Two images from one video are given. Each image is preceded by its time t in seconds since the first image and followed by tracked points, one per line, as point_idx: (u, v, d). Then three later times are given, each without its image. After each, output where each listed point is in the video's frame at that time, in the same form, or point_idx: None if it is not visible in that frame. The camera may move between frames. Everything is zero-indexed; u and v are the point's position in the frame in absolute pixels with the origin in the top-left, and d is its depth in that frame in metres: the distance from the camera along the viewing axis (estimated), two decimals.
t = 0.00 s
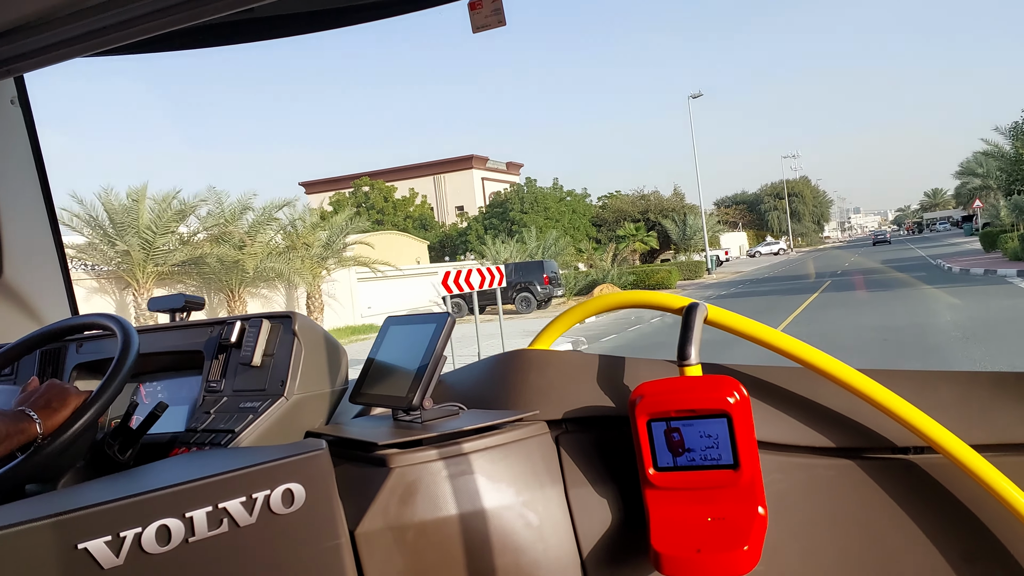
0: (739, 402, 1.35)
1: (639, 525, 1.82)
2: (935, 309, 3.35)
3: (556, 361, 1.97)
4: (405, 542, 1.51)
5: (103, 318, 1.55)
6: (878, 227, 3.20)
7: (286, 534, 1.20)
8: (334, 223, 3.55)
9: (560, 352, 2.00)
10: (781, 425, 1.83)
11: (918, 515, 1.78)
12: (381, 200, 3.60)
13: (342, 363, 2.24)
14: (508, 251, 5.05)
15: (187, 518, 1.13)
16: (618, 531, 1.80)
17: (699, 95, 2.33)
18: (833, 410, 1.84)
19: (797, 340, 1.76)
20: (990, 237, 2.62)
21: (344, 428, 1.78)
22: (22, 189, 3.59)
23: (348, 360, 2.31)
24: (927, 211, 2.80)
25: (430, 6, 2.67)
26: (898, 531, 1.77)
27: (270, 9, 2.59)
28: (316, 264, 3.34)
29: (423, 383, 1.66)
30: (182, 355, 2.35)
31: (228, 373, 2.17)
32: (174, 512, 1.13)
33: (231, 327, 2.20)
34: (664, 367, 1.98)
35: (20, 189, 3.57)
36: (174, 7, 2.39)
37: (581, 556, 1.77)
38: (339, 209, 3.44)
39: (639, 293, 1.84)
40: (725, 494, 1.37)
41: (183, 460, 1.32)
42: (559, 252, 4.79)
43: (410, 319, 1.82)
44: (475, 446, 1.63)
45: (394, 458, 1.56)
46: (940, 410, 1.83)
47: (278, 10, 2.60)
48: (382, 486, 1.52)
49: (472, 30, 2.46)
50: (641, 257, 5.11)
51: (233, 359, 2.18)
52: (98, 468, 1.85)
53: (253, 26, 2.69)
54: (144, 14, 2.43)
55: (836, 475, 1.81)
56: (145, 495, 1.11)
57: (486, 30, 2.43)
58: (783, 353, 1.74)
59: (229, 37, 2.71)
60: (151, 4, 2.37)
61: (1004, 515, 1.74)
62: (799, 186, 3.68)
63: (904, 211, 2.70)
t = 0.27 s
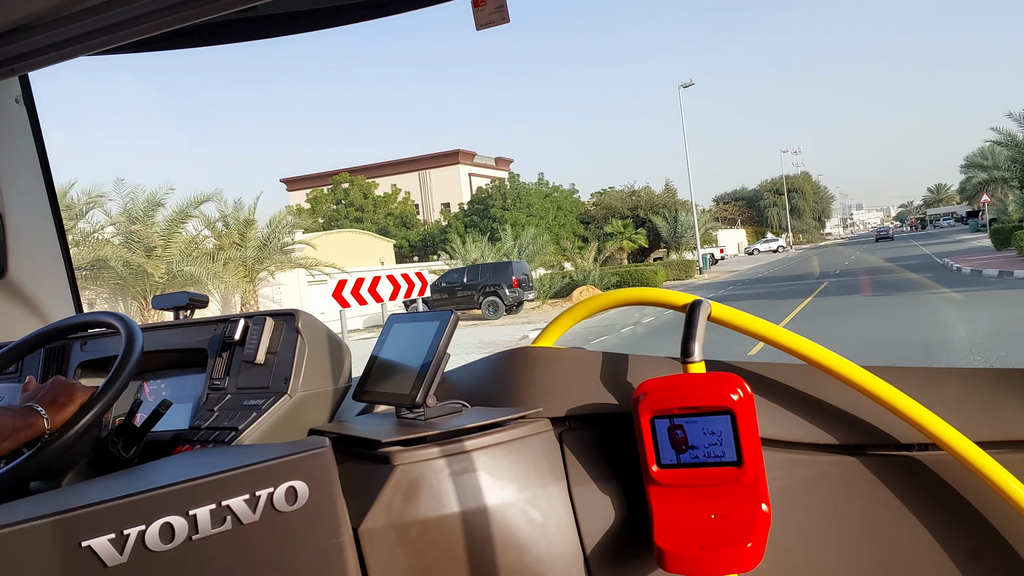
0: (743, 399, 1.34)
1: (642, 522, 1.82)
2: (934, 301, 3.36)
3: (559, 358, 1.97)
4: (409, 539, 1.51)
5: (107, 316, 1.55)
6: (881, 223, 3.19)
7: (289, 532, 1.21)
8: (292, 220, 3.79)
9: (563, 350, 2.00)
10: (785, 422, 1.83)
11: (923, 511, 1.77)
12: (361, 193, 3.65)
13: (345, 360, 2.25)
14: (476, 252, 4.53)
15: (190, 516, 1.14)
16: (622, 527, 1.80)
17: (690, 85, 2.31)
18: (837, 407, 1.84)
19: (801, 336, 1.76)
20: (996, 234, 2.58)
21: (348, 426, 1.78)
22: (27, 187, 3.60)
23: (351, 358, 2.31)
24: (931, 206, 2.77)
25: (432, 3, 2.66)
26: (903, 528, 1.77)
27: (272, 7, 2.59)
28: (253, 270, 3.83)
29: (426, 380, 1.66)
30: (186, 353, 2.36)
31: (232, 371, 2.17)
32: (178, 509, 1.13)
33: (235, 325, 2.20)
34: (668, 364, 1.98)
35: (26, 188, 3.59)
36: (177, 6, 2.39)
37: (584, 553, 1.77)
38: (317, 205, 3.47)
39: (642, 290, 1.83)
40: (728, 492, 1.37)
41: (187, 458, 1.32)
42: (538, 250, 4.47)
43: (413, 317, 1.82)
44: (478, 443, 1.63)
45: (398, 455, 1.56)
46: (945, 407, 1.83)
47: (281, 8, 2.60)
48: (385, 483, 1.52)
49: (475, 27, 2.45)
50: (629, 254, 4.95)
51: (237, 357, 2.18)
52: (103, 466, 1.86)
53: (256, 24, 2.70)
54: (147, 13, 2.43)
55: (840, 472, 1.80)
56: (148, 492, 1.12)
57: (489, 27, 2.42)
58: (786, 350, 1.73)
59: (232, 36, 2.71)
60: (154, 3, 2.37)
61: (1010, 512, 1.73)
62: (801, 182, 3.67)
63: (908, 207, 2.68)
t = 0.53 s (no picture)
0: (744, 399, 1.34)
1: (644, 522, 1.82)
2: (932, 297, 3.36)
3: (561, 359, 1.97)
4: (411, 540, 1.51)
5: (109, 319, 1.56)
6: (881, 220, 3.19)
7: (291, 534, 1.21)
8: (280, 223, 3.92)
9: (565, 349, 2.01)
10: (787, 421, 1.83)
11: (925, 510, 1.77)
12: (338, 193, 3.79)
13: (346, 362, 2.25)
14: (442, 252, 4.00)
15: (194, 518, 1.14)
16: (624, 528, 1.80)
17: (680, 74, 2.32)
18: (839, 406, 1.84)
19: (803, 335, 1.76)
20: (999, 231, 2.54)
21: (350, 428, 1.78)
22: (28, 190, 3.61)
23: (352, 359, 2.32)
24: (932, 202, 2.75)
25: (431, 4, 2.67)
26: (905, 526, 1.77)
27: (272, 9, 2.59)
28: (188, 267, 3.95)
29: (428, 381, 1.66)
30: (188, 355, 2.36)
31: (234, 373, 2.17)
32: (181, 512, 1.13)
33: (237, 327, 2.20)
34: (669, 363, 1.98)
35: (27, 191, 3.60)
36: (178, 9, 2.40)
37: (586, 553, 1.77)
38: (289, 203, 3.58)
39: (644, 290, 1.84)
40: (730, 491, 1.37)
41: (190, 461, 1.33)
42: (509, 249, 4.38)
43: (414, 318, 1.82)
44: (479, 444, 1.63)
45: (400, 456, 1.56)
46: (947, 405, 1.82)
47: (280, 10, 2.60)
48: (387, 485, 1.53)
49: (475, 27, 2.45)
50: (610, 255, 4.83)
51: (239, 359, 2.18)
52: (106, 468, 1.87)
53: (255, 26, 2.70)
54: (148, 16, 2.44)
55: (842, 471, 1.80)
56: (151, 495, 1.12)
57: (489, 28, 2.43)
58: (788, 349, 1.73)
59: (231, 38, 2.72)
60: (155, 5, 2.38)
61: (1012, 510, 1.73)
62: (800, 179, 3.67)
63: (909, 204, 2.67)
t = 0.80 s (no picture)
0: (745, 394, 1.35)
1: (648, 518, 1.83)
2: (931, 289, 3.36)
3: (563, 357, 1.98)
4: (416, 539, 1.52)
5: (111, 323, 1.56)
6: (881, 215, 3.19)
7: (297, 534, 1.22)
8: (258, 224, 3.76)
9: (567, 348, 2.01)
10: (789, 416, 1.83)
11: (928, 502, 1.77)
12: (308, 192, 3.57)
13: (349, 364, 2.26)
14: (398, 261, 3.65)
15: (200, 520, 1.15)
16: (627, 524, 1.81)
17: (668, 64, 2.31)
18: (841, 400, 1.84)
19: (803, 330, 1.76)
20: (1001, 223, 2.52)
21: (354, 428, 1.79)
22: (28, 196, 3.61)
23: (354, 360, 2.32)
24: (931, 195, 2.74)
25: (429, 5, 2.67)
26: (908, 519, 1.78)
27: (270, 12, 2.60)
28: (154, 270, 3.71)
29: (431, 381, 1.67)
30: (191, 358, 2.37)
31: (238, 376, 2.18)
32: (187, 514, 1.14)
33: (239, 329, 2.21)
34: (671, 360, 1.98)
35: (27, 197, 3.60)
36: (176, 12, 2.40)
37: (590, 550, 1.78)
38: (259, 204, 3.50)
39: (644, 286, 1.84)
40: (733, 486, 1.37)
41: (195, 462, 1.33)
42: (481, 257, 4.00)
43: (416, 318, 1.83)
44: (482, 443, 1.64)
45: (404, 456, 1.57)
46: (949, 397, 1.83)
47: (278, 12, 2.60)
48: (391, 485, 1.53)
49: (472, 27, 2.46)
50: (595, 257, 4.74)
51: (242, 361, 2.19)
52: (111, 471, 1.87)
53: (253, 29, 2.70)
54: (147, 20, 2.45)
55: (846, 464, 1.81)
56: (157, 498, 1.13)
57: (487, 28, 2.43)
58: (789, 344, 1.74)
59: (230, 42, 2.72)
60: (153, 9, 2.38)
61: (1014, 501, 1.74)
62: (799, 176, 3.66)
63: (908, 198, 2.67)
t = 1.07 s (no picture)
0: (745, 388, 1.35)
1: (648, 513, 1.83)
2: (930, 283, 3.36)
3: (562, 353, 1.97)
4: (416, 536, 1.51)
5: (109, 323, 1.56)
6: (879, 209, 3.18)
7: (297, 533, 1.21)
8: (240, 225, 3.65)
9: (567, 344, 2.01)
10: (789, 410, 1.83)
11: (929, 495, 1.77)
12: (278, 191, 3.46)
13: (347, 362, 2.25)
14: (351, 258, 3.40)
15: (199, 520, 1.14)
16: (628, 519, 1.81)
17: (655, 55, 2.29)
18: (841, 394, 1.84)
19: (803, 324, 1.76)
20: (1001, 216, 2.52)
21: (353, 426, 1.78)
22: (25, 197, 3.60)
23: (353, 359, 2.32)
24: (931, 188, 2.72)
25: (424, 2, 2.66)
26: (909, 512, 1.77)
27: (265, 10, 2.58)
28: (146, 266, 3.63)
29: (430, 378, 1.66)
30: (189, 358, 2.36)
31: (236, 375, 2.17)
32: (186, 514, 1.13)
33: (237, 328, 2.20)
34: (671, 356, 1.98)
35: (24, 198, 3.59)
36: (172, 11, 2.39)
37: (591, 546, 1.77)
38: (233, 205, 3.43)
39: (643, 282, 1.84)
40: (734, 481, 1.37)
41: (194, 462, 1.33)
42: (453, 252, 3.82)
43: (415, 315, 1.82)
44: (482, 440, 1.64)
45: (403, 453, 1.56)
46: (949, 390, 1.83)
47: (273, 10, 2.59)
48: (391, 483, 1.53)
49: (468, 23, 2.45)
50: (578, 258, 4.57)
51: (240, 360, 2.19)
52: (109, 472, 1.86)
53: (248, 27, 2.69)
54: (143, 19, 2.43)
55: (846, 458, 1.80)
56: (155, 498, 1.12)
57: (483, 24, 2.42)
58: (789, 338, 1.73)
59: (224, 40, 2.71)
60: (148, 7, 2.37)
61: (1015, 492, 1.74)
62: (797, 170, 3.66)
63: (907, 192, 2.67)
